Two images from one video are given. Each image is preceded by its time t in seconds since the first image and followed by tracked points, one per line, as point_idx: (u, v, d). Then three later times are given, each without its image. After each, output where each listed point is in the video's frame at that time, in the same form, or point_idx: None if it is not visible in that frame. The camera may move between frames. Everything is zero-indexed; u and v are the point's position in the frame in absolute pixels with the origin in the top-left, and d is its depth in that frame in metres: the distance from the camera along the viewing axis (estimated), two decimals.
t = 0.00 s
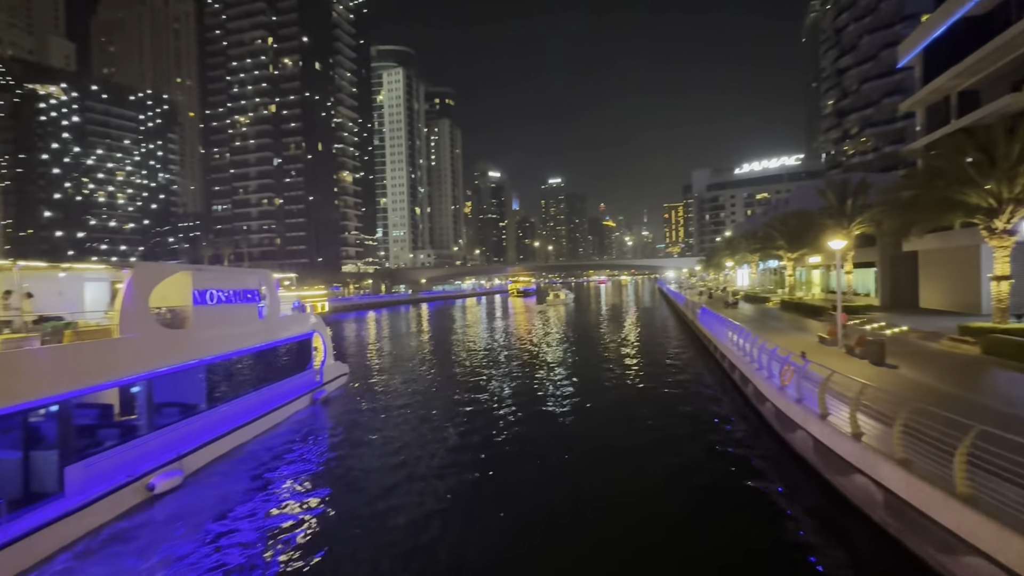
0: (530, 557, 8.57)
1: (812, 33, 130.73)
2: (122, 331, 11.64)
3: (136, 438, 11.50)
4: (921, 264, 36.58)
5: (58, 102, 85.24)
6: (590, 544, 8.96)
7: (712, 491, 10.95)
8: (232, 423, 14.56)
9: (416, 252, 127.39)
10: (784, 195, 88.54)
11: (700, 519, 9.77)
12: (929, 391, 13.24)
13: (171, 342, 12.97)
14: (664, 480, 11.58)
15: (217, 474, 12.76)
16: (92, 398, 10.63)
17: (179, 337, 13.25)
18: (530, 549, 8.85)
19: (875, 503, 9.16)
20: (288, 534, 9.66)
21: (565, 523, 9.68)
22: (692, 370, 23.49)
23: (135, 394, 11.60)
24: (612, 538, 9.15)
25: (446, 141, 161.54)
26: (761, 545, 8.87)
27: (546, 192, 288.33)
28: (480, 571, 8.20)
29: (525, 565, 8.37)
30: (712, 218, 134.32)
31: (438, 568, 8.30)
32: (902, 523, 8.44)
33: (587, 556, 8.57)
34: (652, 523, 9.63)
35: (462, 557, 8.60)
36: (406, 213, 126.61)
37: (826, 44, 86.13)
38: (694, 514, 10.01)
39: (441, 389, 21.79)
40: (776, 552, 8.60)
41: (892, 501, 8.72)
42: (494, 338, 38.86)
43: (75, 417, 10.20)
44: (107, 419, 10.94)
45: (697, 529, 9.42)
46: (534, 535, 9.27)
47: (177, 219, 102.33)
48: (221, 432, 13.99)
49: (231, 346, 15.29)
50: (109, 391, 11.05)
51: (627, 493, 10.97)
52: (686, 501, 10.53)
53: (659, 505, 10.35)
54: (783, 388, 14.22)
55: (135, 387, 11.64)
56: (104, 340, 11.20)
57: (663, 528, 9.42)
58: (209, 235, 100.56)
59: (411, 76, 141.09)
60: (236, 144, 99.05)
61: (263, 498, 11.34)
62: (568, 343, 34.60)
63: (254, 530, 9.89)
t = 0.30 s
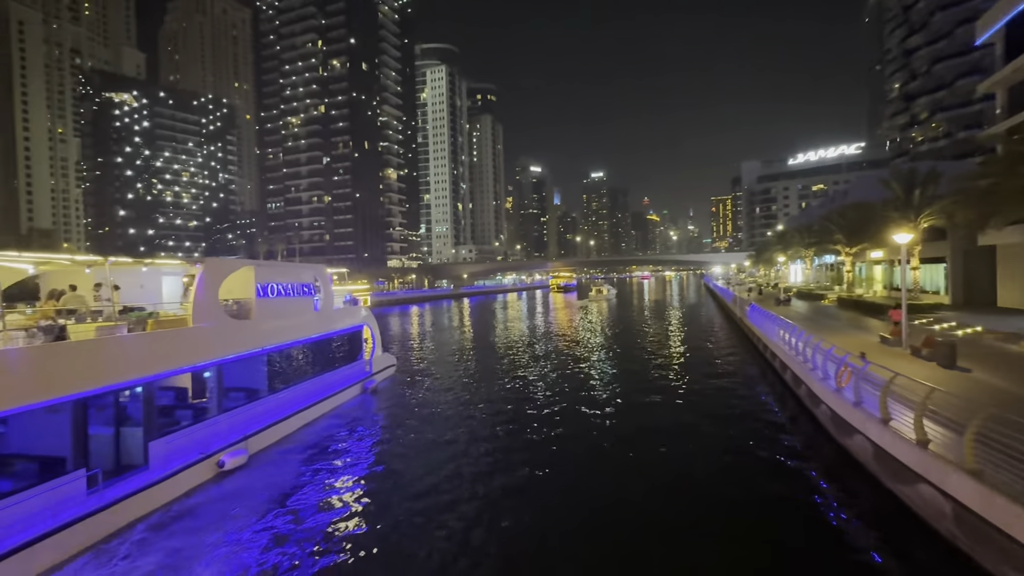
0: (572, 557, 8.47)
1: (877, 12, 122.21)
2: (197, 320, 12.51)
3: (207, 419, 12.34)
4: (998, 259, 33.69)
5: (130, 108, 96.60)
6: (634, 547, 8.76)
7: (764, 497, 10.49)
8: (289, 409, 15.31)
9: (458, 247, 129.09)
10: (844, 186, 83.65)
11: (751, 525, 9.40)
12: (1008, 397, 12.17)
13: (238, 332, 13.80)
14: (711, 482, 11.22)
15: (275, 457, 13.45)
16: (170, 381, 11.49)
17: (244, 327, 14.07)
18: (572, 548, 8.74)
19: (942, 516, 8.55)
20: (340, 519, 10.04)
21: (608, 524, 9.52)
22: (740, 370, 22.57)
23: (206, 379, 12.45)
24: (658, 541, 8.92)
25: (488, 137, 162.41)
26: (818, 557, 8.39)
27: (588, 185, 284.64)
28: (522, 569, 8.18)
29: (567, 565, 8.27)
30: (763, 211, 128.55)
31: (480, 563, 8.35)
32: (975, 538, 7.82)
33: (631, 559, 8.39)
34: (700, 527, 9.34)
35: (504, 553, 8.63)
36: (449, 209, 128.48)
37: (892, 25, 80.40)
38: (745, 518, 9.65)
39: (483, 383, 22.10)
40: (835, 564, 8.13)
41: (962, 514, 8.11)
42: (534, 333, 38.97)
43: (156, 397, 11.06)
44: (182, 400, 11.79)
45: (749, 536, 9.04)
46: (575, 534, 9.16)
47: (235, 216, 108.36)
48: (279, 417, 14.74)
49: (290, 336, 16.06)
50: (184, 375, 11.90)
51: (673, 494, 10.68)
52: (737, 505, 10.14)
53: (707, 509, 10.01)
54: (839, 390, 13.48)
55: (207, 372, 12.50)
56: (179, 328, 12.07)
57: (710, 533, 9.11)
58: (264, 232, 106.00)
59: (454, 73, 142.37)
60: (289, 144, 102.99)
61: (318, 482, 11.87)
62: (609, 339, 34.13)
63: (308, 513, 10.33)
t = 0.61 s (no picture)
0: (616, 558, 8.36)
1: None
2: (261, 310, 13.30)
3: (270, 402, 13.13)
4: None
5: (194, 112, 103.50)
6: (678, 550, 8.56)
7: (816, 503, 10.00)
8: (341, 396, 15.98)
9: (500, 241, 129.36)
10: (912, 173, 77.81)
11: (802, 531, 9.00)
12: None
13: (297, 322, 14.54)
14: (761, 486, 10.77)
15: (329, 441, 14.13)
16: (238, 366, 12.31)
17: (302, 317, 14.83)
18: (615, 549, 8.60)
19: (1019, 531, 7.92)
20: (389, 505, 10.43)
21: (651, 526, 9.34)
22: (793, 369, 21.45)
23: (269, 364, 13.24)
24: (704, 543, 8.70)
25: (530, 130, 161.85)
26: (878, 572, 7.89)
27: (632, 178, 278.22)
28: (563, 566, 8.16)
29: (609, 566, 8.17)
30: (820, 202, 121.61)
31: (524, 558, 8.38)
32: None
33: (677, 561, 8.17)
34: (748, 531, 9.05)
35: (546, 551, 8.60)
36: (491, 203, 129.22)
37: None
38: (795, 522, 9.31)
39: (526, 377, 22.28)
40: None
41: None
42: (576, 327, 38.81)
43: (225, 380, 11.89)
44: (248, 383, 12.59)
45: (801, 542, 8.68)
46: (615, 534, 9.06)
47: (288, 212, 113.45)
48: (332, 403, 15.44)
49: (344, 326, 16.78)
50: (249, 360, 12.70)
51: (720, 496, 10.35)
52: (788, 509, 9.76)
53: (754, 513, 9.67)
54: (904, 393, 12.68)
55: (270, 359, 13.30)
56: (246, 318, 12.89)
57: (759, 538, 8.80)
58: (315, 227, 110.49)
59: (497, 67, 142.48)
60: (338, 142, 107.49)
61: (370, 467, 12.42)
62: (653, 335, 33.29)
63: (360, 497, 10.80)
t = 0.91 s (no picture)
0: (670, 554, 8.18)
1: None
2: (327, 300, 14.02)
3: (334, 386, 13.90)
4: None
5: (260, 113, 109.86)
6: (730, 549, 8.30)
7: (889, 513, 9.31)
8: (398, 383, 16.64)
9: (549, 234, 128.66)
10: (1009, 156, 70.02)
11: (870, 538, 8.53)
12: None
13: (360, 312, 15.22)
14: (825, 490, 10.22)
15: (387, 425, 14.79)
16: (306, 352, 13.07)
17: (363, 307, 15.49)
18: (668, 545, 8.43)
19: None
20: (443, 490, 10.79)
21: (706, 523, 9.09)
22: (862, 368, 20.09)
23: (333, 351, 13.97)
24: (764, 545, 8.37)
25: (581, 121, 159.64)
26: None
27: (687, 167, 267.80)
28: (610, 557, 8.16)
29: (658, 560, 8.06)
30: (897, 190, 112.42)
31: (575, 549, 8.39)
32: None
33: (734, 561, 7.91)
34: (811, 535, 8.65)
35: (596, 543, 8.56)
36: (540, 196, 128.77)
37: None
38: (863, 529, 8.82)
39: (575, 370, 22.27)
40: None
41: None
42: (625, 321, 38.19)
43: (295, 364, 12.66)
44: (315, 368, 13.35)
45: (870, 550, 8.20)
46: (664, 529, 8.91)
47: (345, 207, 118.16)
48: (390, 390, 16.10)
49: (402, 317, 17.38)
50: (317, 347, 13.44)
51: (781, 497, 9.94)
52: (856, 516, 9.22)
53: (814, 514, 9.27)
54: (991, 398, 11.60)
55: (334, 346, 14.02)
56: (314, 307, 13.65)
57: (820, 543, 8.40)
58: (370, 221, 114.63)
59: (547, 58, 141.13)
60: (391, 138, 110.79)
61: (424, 452, 12.91)
62: (708, 330, 32.15)
63: (417, 481, 11.25)
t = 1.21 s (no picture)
0: (713, 556, 8.05)
1: None
2: (373, 291, 14.46)
3: (379, 374, 14.41)
4: None
5: (304, 110, 113.28)
6: (772, 549, 8.23)
7: (945, 519, 8.93)
8: (439, 372, 17.08)
9: (585, 226, 127.42)
10: None
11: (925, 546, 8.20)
12: None
13: (404, 303, 15.62)
14: (875, 494, 9.90)
15: (428, 412, 15.25)
16: (354, 340, 13.59)
17: (407, 298, 15.90)
18: (710, 548, 8.29)
19: None
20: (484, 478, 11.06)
21: (752, 526, 8.86)
22: (921, 368, 18.96)
23: (378, 340, 14.46)
24: (814, 551, 8.12)
25: (619, 110, 156.59)
26: None
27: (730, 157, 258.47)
28: (647, 550, 8.25)
29: (696, 557, 8.05)
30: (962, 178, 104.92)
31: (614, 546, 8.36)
32: None
33: (775, 563, 7.82)
34: (864, 543, 8.33)
35: (637, 541, 8.51)
36: (577, 187, 127.56)
37: None
38: (919, 536, 8.46)
39: (612, 364, 22.16)
40: None
41: None
42: (663, 315, 37.59)
43: (344, 351, 13.22)
44: (362, 355, 13.86)
45: (928, 559, 7.85)
46: (704, 526, 8.88)
47: (385, 200, 120.81)
48: (430, 378, 16.54)
49: (443, 307, 17.71)
50: (363, 336, 13.94)
51: (830, 502, 9.63)
52: (912, 522, 8.84)
53: (862, 518, 9.03)
54: None
55: (379, 334, 14.52)
56: (361, 298, 14.13)
57: (868, 548, 8.17)
58: (408, 214, 116.79)
59: (584, 47, 138.93)
60: (429, 132, 112.19)
61: (465, 440, 13.26)
62: (751, 325, 31.09)
63: (458, 468, 11.58)
